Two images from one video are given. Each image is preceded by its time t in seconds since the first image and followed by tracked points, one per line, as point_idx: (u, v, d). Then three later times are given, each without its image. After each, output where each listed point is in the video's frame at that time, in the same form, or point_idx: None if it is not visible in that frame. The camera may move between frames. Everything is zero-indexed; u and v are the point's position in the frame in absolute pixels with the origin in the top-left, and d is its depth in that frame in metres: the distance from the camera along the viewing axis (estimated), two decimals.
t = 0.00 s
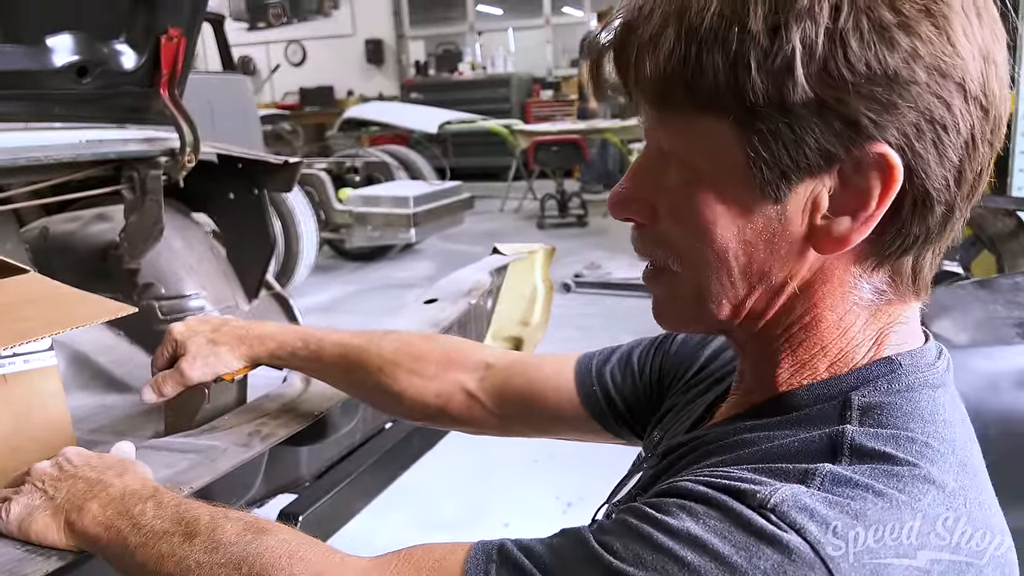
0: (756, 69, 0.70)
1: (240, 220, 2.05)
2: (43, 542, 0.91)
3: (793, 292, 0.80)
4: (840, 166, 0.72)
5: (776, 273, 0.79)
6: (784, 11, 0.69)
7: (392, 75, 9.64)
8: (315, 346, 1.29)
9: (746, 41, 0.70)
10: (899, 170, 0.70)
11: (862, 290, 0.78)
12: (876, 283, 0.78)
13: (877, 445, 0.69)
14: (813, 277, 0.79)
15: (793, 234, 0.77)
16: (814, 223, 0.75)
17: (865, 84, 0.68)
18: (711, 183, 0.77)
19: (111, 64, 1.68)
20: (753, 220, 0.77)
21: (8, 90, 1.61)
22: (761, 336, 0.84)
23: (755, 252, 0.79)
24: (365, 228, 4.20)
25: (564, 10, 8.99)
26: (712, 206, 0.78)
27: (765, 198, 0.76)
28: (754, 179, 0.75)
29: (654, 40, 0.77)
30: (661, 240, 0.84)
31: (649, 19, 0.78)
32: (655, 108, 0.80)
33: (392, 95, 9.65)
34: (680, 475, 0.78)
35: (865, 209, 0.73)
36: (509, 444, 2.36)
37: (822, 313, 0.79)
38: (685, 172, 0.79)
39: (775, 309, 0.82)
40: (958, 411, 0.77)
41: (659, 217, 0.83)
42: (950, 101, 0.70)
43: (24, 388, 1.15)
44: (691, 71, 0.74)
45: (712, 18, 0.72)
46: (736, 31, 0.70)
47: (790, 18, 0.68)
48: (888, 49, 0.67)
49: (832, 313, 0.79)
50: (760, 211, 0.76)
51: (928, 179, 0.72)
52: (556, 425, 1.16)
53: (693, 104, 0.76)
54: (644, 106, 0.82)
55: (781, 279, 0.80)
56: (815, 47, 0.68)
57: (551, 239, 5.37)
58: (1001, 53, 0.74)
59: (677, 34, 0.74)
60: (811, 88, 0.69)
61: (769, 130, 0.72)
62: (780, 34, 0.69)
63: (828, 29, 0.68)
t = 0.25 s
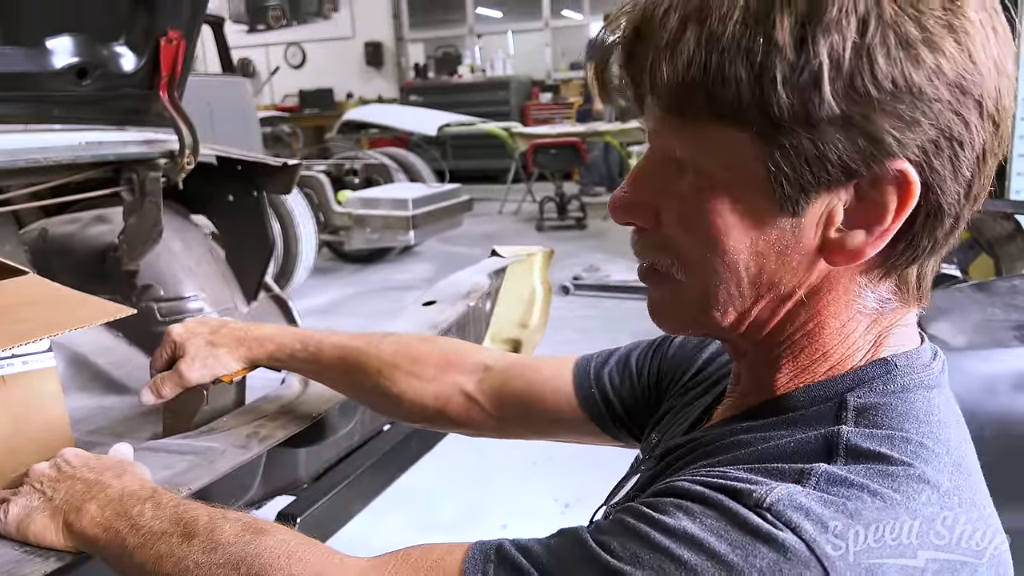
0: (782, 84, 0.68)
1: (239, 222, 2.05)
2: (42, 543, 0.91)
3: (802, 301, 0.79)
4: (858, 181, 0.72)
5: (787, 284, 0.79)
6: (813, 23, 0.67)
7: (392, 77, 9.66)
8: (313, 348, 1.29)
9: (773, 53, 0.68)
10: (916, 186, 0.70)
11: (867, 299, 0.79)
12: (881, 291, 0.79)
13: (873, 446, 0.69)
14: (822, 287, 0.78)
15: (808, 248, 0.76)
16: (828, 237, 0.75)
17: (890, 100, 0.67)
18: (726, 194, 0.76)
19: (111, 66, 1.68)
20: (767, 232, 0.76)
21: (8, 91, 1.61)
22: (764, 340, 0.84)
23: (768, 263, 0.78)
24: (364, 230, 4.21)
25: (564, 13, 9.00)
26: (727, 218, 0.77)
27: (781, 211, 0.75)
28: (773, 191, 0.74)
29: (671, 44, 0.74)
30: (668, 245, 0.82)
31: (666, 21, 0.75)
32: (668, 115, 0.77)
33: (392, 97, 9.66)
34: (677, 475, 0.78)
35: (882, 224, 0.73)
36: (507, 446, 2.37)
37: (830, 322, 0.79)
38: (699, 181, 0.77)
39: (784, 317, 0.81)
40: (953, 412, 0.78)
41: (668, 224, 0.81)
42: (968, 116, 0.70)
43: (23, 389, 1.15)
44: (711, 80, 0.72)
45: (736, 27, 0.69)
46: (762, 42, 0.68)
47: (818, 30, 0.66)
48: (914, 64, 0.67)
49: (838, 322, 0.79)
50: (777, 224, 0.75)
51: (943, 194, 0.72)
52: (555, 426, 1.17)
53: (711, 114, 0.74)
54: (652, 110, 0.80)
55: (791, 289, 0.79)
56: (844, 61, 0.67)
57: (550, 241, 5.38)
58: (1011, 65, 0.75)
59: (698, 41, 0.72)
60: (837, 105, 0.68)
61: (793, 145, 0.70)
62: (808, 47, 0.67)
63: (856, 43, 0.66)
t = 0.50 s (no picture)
0: (824, 98, 0.67)
1: (236, 220, 2.05)
2: (37, 542, 0.91)
3: (819, 310, 0.79)
4: (887, 194, 0.72)
5: (806, 294, 0.78)
6: (855, 35, 0.66)
7: (389, 76, 9.65)
8: (310, 347, 1.29)
9: (815, 65, 0.66)
10: (941, 198, 0.71)
11: (876, 305, 0.80)
12: (889, 296, 0.80)
13: (869, 446, 0.69)
14: (840, 296, 0.79)
15: (832, 259, 0.76)
16: (851, 249, 0.75)
17: (925, 114, 0.67)
18: (753, 205, 0.75)
19: (107, 65, 1.68)
20: (794, 246, 0.76)
21: (8, 91, 1.59)
22: (772, 347, 0.83)
23: (790, 274, 0.77)
24: (362, 229, 4.21)
25: (562, 13, 9.00)
26: (752, 229, 0.76)
27: (810, 225, 0.74)
28: (802, 204, 0.73)
29: (703, 51, 0.71)
30: (686, 255, 0.80)
31: (696, 26, 0.72)
32: (692, 122, 0.75)
33: (389, 97, 9.65)
34: (673, 475, 0.78)
35: (905, 235, 0.73)
36: (504, 445, 2.37)
37: (845, 331, 0.80)
38: (725, 192, 0.76)
39: (800, 327, 0.81)
40: (948, 412, 0.78)
41: (687, 234, 0.79)
42: (988, 128, 0.72)
43: (18, 388, 1.15)
44: (746, 90, 0.70)
45: (775, 38, 0.68)
46: (803, 54, 0.67)
47: (862, 43, 0.65)
48: (949, 78, 0.67)
49: (848, 329, 0.80)
50: (804, 236, 0.75)
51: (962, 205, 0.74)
52: (551, 425, 1.17)
53: (742, 125, 0.72)
54: (671, 115, 0.77)
55: (809, 299, 0.79)
56: (884, 75, 0.66)
57: (547, 241, 5.38)
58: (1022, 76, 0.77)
59: (734, 49, 0.69)
60: (876, 119, 0.67)
61: (828, 158, 0.70)
62: (851, 60, 0.66)
63: (897, 57, 0.66)
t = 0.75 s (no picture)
0: (822, 98, 0.67)
1: (234, 220, 2.05)
2: (33, 542, 0.91)
3: (816, 313, 0.79)
4: (884, 193, 0.72)
5: (805, 296, 0.78)
6: (852, 35, 0.66)
7: (388, 76, 9.65)
8: (307, 348, 1.29)
9: (812, 65, 0.66)
10: (937, 195, 0.72)
11: (871, 305, 0.80)
12: (884, 297, 0.80)
13: (864, 449, 0.69)
14: (837, 297, 0.79)
15: (830, 260, 0.76)
16: (849, 249, 0.75)
17: (921, 112, 0.68)
18: (752, 208, 0.75)
19: (105, 65, 1.68)
20: (793, 247, 0.75)
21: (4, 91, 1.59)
22: (769, 352, 0.83)
23: (788, 277, 0.77)
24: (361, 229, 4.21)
25: (561, 12, 8.99)
26: (751, 232, 0.75)
27: (810, 226, 0.74)
28: (800, 206, 0.73)
29: (698, 54, 0.71)
30: (684, 262, 0.79)
31: (689, 29, 0.72)
32: (688, 126, 0.75)
33: (388, 96, 9.65)
34: (669, 478, 0.78)
35: (902, 233, 0.74)
36: (502, 445, 2.37)
37: (842, 332, 0.80)
38: (723, 196, 0.75)
39: (797, 330, 0.80)
40: (944, 415, 0.78)
41: (684, 240, 0.78)
42: (979, 124, 0.72)
43: (15, 389, 1.14)
44: (743, 92, 0.70)
45: (772, 38, 0.67)
46: (800, 54, 0.67)
47: (858, 42, 0.65)
48: (943, 75, 0.67)
49: (845, 330, 0.80)
50: (803, 238, 0.75)
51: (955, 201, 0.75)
52: (548, 424, 1.17)
53: (740, 127, 0.72)
54: (666, 120, 0.77)
55: (806, 302, 0.79)
56: (881, 74, 0.66)
57: (546, 241, 5.37)
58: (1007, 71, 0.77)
59: (730, 51, 0.69)
60: (874, 118, 0.67)
61: (827, 159, 0.69)
62: (848, 59, 0.66)
63: (893, 55, 0.66)
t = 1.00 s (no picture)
0: (804, 102, 0.67)
1: (234, 221, 2.05)
2: (33, 544, 0.91)
3: (807, 316, 0.79)
4: (871, 197, 0.72)
5: (794, 301, 0.78)
6: (832, 38, 0.66)
7: (389, 76, 9.65)
8: (307, 349, 1.29)
9: (793, 69, 0.67)
10: (926, 199, 0.72)
11: (864, 309, 0.80)
12: (877, 300, 0.80)
13: (862, 456, 0.69)
14: (828, 301, 0.79)
15: (819, 265, 0.76)
16: (838, 253, 0.75)
17: (907, 114, 0.68)
18: (737, 213, 0.75)
19: (105, 65, 1.68)
20: (780, 252, 0.75)
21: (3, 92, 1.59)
22: (763, 356, 0.83)
23: (777, 281, 0.77)
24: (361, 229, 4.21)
25: (562, 12, 8.99)
26: (738, 237, 0.75)
27: (796, 231, 0.74)
28: (786, 210, 0.73)
29: (679, 59, 0.71)
30: (670, 266, 0.79)
31: (671, 34, 0.72)
32: (671, 133, 0.75)
33: (388, 96, 9.65)
34: (666, 485, 0.78)
35: (891, 236, 0.74)
36: (502, 446, 2.37)
37: (834, 336, 0.79)
38: (708, 202, 0.75)
39: (788, 334, 0.80)
40: (942, 416, 0.78)
41: (671, 245, 0.78)
42: (968, 126, 0.72)
43: (15, 390, 1.14)
44: (725, 97, 0.70)
45: (753, 42, 0.68)
46: (781, 58, 0.67)
47: (840, 45, 0.66)
48: (928, 77, 0.67)
49: (838, 334, 0.80)
50: (790, 242, 0.75)
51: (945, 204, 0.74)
52: (548, 425, 1.17)
53: (723, 132, 0.72)
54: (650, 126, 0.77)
55: (796, 306, 0.79)
56: (863, 78, 0.66)
57: (546, 241, 5.37)
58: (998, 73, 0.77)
59: (711, 56, 0.69)
60: (858, 121, 0.67)
61: (811, 163, 0.70)
62: (829, 63, 0.66)
63: (875, 58, 0.66)
